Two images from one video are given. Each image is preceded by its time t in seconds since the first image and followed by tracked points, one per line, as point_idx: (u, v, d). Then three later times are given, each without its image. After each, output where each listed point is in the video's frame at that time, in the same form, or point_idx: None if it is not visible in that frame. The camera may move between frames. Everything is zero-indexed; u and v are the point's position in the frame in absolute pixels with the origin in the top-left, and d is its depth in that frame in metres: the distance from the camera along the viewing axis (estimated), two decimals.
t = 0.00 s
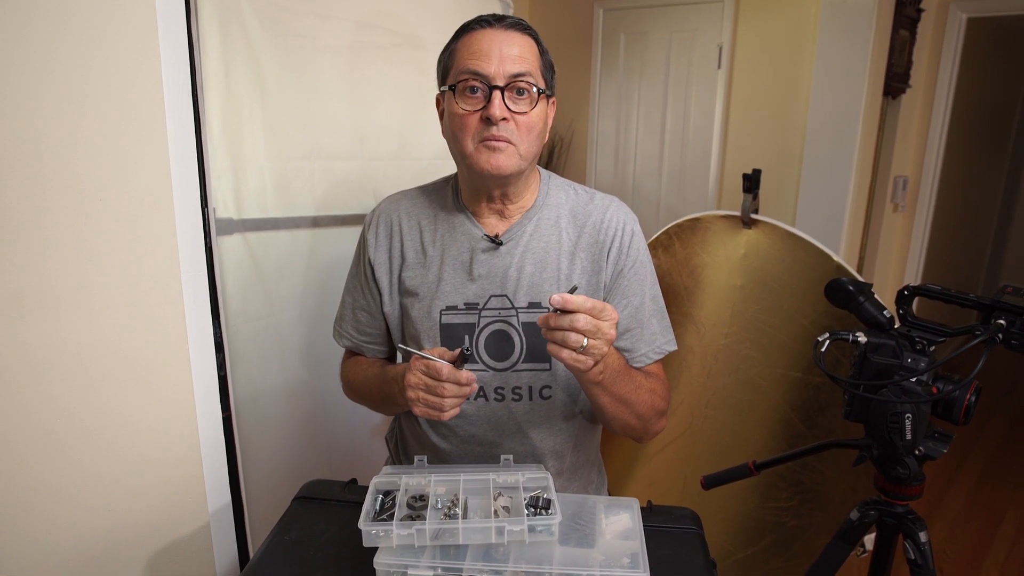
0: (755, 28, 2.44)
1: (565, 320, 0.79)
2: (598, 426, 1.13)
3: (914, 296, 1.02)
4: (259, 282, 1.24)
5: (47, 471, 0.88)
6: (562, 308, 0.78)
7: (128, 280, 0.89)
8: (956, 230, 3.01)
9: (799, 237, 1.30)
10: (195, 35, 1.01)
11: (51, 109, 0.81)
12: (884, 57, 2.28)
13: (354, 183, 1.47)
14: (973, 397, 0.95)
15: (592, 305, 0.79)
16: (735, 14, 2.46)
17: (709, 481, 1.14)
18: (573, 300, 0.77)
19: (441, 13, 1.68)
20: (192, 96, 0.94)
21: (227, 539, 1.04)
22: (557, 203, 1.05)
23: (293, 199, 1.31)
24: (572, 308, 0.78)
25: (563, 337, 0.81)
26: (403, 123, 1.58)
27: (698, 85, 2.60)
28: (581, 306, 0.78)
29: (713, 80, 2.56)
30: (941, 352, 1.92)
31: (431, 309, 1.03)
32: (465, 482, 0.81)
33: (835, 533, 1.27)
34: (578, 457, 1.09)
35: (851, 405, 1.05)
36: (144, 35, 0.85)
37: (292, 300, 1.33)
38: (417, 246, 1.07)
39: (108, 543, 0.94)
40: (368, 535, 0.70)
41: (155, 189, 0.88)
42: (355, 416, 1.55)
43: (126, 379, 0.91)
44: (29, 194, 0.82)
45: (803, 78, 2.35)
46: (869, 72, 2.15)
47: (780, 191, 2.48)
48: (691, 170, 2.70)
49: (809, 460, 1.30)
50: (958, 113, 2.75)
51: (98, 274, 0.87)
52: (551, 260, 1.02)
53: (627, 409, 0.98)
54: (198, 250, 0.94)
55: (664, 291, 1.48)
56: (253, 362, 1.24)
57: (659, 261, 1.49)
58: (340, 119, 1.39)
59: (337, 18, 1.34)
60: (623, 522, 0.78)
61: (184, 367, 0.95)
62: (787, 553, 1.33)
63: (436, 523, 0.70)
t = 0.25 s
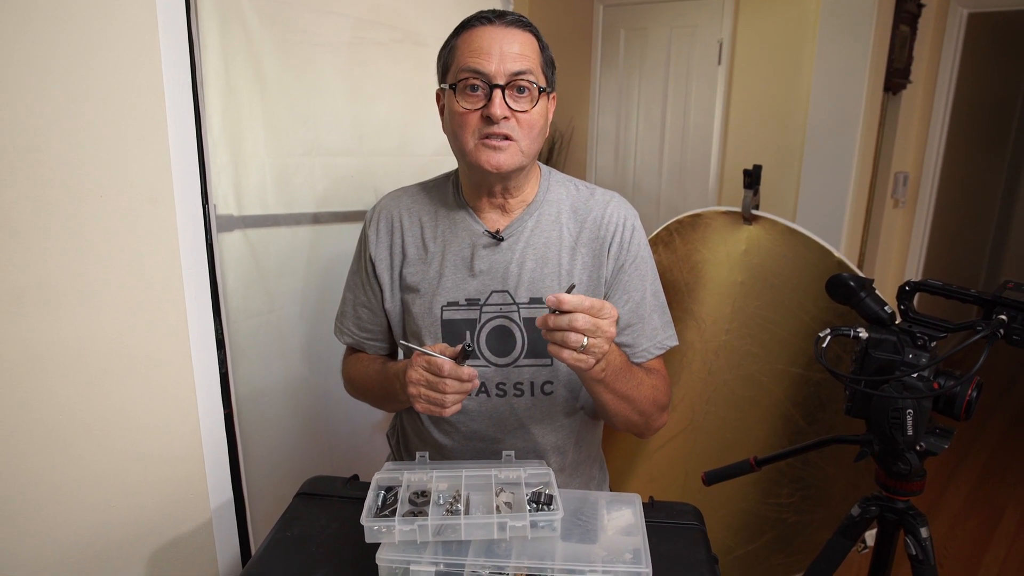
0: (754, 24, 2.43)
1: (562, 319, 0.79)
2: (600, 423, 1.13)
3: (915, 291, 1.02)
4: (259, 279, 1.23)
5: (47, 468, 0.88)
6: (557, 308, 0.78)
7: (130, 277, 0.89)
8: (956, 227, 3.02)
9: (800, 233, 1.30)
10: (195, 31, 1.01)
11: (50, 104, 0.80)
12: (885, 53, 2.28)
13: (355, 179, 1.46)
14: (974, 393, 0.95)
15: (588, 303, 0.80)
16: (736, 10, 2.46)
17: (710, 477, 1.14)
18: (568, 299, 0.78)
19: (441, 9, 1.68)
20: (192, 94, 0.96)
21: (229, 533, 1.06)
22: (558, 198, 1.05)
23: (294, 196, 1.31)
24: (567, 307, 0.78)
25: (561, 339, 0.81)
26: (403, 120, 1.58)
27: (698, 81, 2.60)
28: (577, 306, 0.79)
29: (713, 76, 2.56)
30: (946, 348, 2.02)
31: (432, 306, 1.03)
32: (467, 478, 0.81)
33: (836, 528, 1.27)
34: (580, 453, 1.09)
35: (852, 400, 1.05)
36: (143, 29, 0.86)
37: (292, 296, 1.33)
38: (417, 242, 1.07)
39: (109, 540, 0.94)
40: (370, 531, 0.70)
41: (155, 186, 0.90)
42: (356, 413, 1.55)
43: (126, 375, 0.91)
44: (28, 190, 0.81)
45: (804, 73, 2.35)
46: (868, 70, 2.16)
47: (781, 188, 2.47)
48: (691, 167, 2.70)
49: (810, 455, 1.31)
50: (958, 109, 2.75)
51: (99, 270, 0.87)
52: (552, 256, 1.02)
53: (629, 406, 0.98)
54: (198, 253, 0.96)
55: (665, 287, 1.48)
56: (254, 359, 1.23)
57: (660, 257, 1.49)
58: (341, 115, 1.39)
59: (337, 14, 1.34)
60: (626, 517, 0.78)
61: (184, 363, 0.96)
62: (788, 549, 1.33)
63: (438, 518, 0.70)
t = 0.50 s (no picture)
0: (757, 24, 2.43)
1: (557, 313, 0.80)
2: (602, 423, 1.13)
3: (917, 293, 1.02)
4: (262, 277, 1.24)
5: (50, 466, 0.88)
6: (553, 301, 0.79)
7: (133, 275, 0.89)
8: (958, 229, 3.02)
9: (802, 234, 1.30)
10: (200, 30, 1.01)
11: (55, 102, 0.81)
12: (887, 54, 2.28)
13: (358, 178, 1.46)
14: (976, 394, 0.95)
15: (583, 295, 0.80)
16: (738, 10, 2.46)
17: (711, 478, 1.14)
18: (564, 292, 0.79)
19: (444, 8, 1.68)
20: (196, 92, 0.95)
21: (231, 531, 1.06)
22: (560, 198, 1.05)
23: (296, 194, 1.31)
24: (562, 300, 0.79)
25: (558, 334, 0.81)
26: (406, 119, 1.58)
27: (700, 81, 2.60)
28: (573, 299, 0.79)
29: (715, 76, 2.56)
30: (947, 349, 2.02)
31: (434, 306, 1.03)
32: (470, 477, 0.81)
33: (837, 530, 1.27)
34: (582, 453, 1.09)
35: (854, 401, 1.05)
36: (147, 27, 0.86)
37: (295, 295, 1.33)
38: (420, 241, 1.07)
39: (111, 538, 0.94)
40: (373, 530, 0.70)
41: (159, 184, 0.90)
42: (357, 412, 1.55)
43: (128, 373, 0.91)
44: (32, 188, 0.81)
45: (806, 74, 2.35)
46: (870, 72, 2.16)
47: (783, 188, 2.47)
48: (693, 167, 2.70)
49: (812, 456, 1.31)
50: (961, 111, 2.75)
51: (103, 269, 0.87)
52: (554, 256, 1.02)
53: (630, 404, 0.98)
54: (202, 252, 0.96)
55: (667, 288, 1.48)
56: (256, 357, 1.23)
57: (661, 258, 1.49)
58: (344, 114, 1.39)
59: (341, 13, 1.34)
60: (628, 517, 0.78)
61: (188, 362, 0.96)
62: (789, 549, 1.33)
63: (441, 517, 0.70)
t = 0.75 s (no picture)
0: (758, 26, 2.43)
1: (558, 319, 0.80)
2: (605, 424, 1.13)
3: (920, 295, 1.01)
4: (265, 279, 1.24)
5: (53, 467, 0.88)
6: (553, 308, 0.79)
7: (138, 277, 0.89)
8: (959, 231, 3.02)
9: (804, 236, 1.30)
10: (204, 33, 1.02)
11: (59, 104, 0.81)
12: (889, 55, 2.28)
13: (360, 181, 1.47)
14: (979, 396, 0.95)
15: (584, 303, 0.80)
16: (740, 12, 2.46)
17: (714, 480, 1.14)
18: (564, 301, 0.78)
19: (446, 11, 1.69)
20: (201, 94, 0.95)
21: (235, 534, 1.05)
22: (562, 200, 1.05)
23: (300, 197, 1.31)
24: (562, 308, 0.79)
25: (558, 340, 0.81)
26: (409, 121, 1.58)
27: (702, 83, 2.60)
28: (572, 306, 0.79)
29: (716, 78, 2.56)
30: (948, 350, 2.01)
31: (437, 308, 1.03)
32: (473, 480, 0.81)
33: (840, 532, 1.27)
34: (585, 455, 1.09)
35: (857, 403, 1.05)
36: (150, 27, 0.86)
37: (298, 297, 1.33)
38: (422, 244, 1.07)
39: (114, 540, 0.94)
40: (376, 532, 0.70)
41: (162, 185, 0.90)
42: (360, 414, 1.56)
43: (131, 375, 0.91)
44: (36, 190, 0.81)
45: (808, 76, 2.35)
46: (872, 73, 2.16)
47: (784, 190, 2.47)
48: (695, 169, 2.70)
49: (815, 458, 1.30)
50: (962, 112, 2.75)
51: (106, 271, 0.87)
52: (556, 258, 1.02)
53: (631, 408, 0.98)
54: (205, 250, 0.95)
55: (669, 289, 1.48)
56: (259, 359, 1.24)
57: (663, 259, 1.49)
58: (347, 116, 1.39)
59: (344, 15, 1.34)
60: (632, 519, 0.78)
61: (191, 364, 0.96)
62: (792, 551, 1.33)
63: (444, 519, 0.70)
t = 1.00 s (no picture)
0: (758, 24, 2.43)
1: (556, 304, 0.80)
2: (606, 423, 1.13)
3: (921, 293, 1.01)
4: (265, 279, 1.24)
5: (54, 468, 0.88)
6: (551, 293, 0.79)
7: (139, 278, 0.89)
8: (960, 229, 3.02)
9: (805, 234, 1.30)
10: (203, 33, 1.02)
11: (59, 105, 0.81)
12: (890, 53, 2.28)
13: (360, 181, 1.47)
14: (980, 394, 0.95)
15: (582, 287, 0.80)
16: (740, 11, 2.46)
17: (715, 478, 1.14)
18: (562, 286, 0.79)
19: (446, 10, 1.68)
20: (202, 94, 0.95)
21: (236, 533, 1.05)
22: (562, 200, 1.05)
23: (300, 197, 1.31)
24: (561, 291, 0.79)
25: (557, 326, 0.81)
26: (409, 121, 1.58)
27: (702, 82, 2.60)
28: (571, 292, 0.79)
29: (716, 77, 2.56)
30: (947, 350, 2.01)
31: (437, 308, 1.03)
32: (475, 479, 0.81)
33: (841, 531, 1.27)
34: (586, 455, 1.09)
35: (858, 401, 1.05)
36: (150, 28, 0.85)
37: (298, 297, 1.33)
38: (422, 244, 1.07)
39: (115, 541, 0.94)
40: (378, 532, 0.70)
41: (164, 185, 0.89)
42: (361, 414, 1.56)
43: (131, 375, 0.91)
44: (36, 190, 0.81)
45: (808, 74, 2.35)
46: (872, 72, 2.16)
47: (785, 189, 2.47)
48: (695, 168, 2.70)
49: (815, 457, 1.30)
50: (963, 111, 2.75)
51: (106, 271, 0.87)
52: (556, 258, 1.02)
53: (630, 402, 0.98)
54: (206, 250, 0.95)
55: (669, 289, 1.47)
56: (260, 359, 1.23)
57: (663, 259, 1.48)
58: (346, 116, 1.39)
59: (343, 15, 1.34)
60: (633, 518, 0.78)
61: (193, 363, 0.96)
62: (792, 550, 1.33)
63: (446, 519, 0.70)
